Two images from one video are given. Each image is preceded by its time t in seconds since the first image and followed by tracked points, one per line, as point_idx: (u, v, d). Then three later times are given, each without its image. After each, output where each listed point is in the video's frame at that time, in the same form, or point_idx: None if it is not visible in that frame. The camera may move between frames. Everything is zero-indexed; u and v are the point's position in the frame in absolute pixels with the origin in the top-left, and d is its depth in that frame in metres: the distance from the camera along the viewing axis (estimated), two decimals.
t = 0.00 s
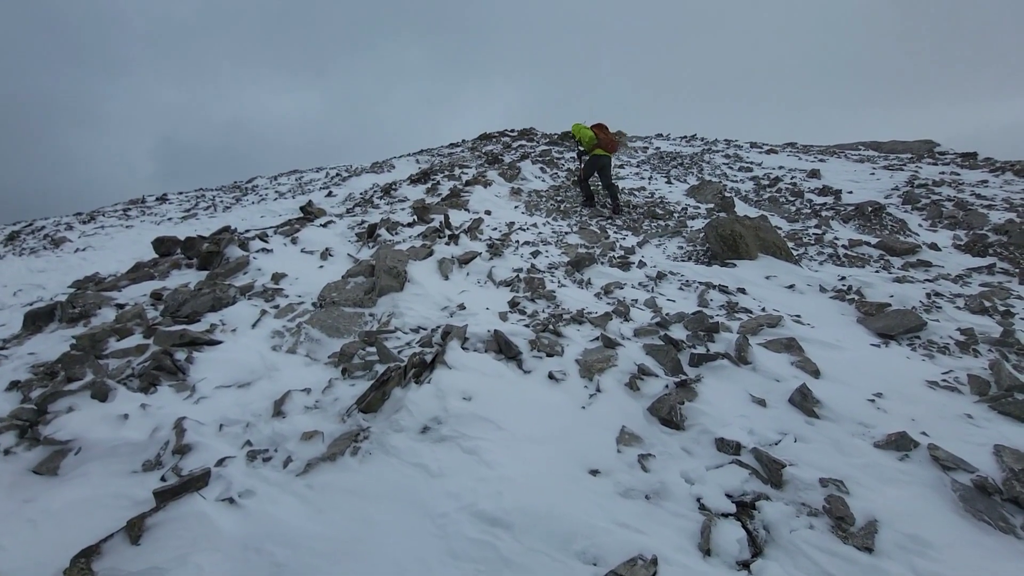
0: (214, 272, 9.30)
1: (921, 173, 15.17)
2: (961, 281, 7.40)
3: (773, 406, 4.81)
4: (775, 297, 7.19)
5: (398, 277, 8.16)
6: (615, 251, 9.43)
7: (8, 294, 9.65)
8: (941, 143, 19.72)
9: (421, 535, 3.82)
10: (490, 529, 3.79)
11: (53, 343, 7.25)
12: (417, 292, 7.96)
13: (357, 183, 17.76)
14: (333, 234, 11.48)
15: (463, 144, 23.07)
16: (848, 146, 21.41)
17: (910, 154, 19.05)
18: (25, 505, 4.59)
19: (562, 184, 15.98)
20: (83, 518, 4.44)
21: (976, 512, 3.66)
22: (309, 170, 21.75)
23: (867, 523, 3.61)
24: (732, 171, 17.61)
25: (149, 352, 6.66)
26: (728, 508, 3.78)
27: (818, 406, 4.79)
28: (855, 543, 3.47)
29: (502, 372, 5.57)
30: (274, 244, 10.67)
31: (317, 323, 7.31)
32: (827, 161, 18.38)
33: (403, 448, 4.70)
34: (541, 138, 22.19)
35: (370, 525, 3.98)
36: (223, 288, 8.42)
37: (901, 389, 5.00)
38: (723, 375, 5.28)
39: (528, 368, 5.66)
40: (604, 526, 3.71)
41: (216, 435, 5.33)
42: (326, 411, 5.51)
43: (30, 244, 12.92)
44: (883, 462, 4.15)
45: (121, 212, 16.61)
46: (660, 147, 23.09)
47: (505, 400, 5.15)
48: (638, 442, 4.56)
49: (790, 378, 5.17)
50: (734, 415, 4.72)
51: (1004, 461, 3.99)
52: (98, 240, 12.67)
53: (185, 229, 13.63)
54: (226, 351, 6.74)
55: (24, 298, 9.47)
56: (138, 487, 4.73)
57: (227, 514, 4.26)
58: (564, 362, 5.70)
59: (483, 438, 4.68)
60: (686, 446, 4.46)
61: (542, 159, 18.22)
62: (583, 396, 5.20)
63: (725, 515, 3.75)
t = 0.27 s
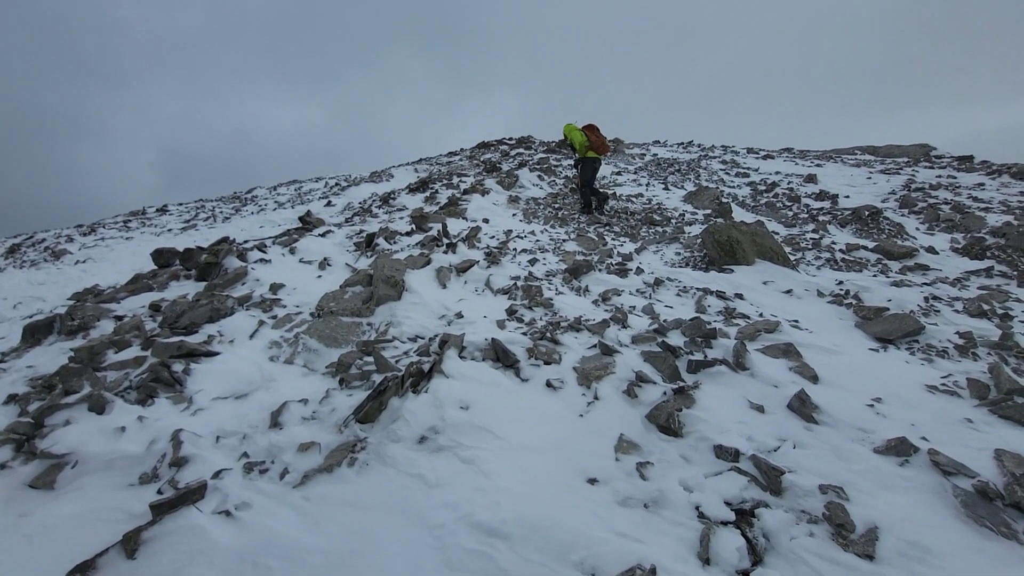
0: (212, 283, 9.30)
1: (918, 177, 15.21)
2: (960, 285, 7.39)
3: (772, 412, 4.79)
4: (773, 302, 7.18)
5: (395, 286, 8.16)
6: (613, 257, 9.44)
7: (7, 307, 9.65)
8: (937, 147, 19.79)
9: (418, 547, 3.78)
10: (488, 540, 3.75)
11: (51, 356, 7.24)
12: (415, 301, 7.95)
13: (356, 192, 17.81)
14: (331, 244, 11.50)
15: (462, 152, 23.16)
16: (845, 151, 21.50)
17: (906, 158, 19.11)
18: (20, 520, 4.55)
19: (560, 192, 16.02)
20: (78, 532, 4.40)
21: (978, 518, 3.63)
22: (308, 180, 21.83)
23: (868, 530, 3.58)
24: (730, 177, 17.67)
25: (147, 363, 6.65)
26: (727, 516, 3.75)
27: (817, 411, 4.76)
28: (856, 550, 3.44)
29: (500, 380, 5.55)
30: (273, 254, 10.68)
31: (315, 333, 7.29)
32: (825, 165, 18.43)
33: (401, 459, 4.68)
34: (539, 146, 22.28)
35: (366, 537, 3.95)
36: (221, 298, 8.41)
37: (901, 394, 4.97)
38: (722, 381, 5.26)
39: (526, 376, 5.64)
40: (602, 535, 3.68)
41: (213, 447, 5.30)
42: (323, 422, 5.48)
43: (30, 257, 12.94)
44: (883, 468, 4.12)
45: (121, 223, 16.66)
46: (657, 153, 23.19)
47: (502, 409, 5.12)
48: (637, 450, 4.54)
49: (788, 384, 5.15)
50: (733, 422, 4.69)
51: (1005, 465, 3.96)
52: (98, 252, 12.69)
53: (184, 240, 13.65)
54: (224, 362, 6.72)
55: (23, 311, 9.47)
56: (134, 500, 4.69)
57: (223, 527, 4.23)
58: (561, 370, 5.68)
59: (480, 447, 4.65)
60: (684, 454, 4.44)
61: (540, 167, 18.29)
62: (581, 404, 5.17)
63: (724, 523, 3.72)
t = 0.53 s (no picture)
0: (208, 290, 9.27)
1: (913, 180, 15.28)
2: (955, 286, 7.41)
3: (768, 416, 4.79)
4: (769, 305, 7.19)
5: (392, 291, 8.15)
6: (610, 262, 9.45)
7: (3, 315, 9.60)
8: (932, 150, 19.90)
9: (414, 554, 3.76)
10: (484, 546, 3.74)
11: (46, 364, 7.20)
12: (412, 306, 7.94)
13: (353, 198, 17.81)
14: (328, 249, 11.48)
15: (459, 158, 23.20)
16: (841, 154, 21.60)
17: (901, 161, 19.21)
18: (14, 529, 4.51)
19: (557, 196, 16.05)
20: (72, 541, 4.36)
21: (975, 520, 3.62)
22: (306, 185, 21.83)
23: (865, 533, 3.57)
24: (726, 180, 17.73)
25: (143, 371, 6.61)
26: (724, 521, 3.74)
27: (814, 415, 4.76)
28: (853, 554, 3.43)
29: (496, 386, 5.54)
30: (269, 260, 10.66)
31: (311, 339, 7.28)
32: (820, 169, 18.51)
33: (397, 465, 4.66)
34: (536, 151, 22.33)
35: (362, 544, 3.93)
36: (217, 305, 8.38)
37: (897, 396, 4.97)
38: (718, 385, 5.25)
39: (523, 381, 5.63)
40: (600, 540, 3.66)
41: (208, 455, 5.27)
42: (319, 429, 5.46)
43: (26, 264, 12.89)
44: (880, 470, 4.12)
45: (118, 230, 16.62)
46: (654, 158, 23.27)
47: (499, 414, 5.11)
48: (634, 454, 4.53)
49: (785, 387, 5.15)
50: (729, 425, 4.69)
51: (1002, 467, 3.96)
52: (94, 259, 12.65)
53: (181, 246, 13.62)
54: (220, 369, 6.69)
55: (19, 319, 9.42)
56: (129, 509, 4.66)
57: (218, 535, 4.20)
58: (558, 375, 5.67)
59: (477, 453, 4.64)
60: (681, 458, 4.43)
61: (537, 172, 18.33)
62: (577, 409, 5.16)
63: (721, 527, 3.71)
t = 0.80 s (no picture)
0: (195, 294, 9.17)
1: (897, 183, 15.51)
2: (938, 288, 7.52)
3: (755, 417, 4.82)
4: (756, 308, 7.25)
5: (381, 295, 8.11)
6: (599, 265, 9.49)
7: None
8: (916, 154, 20.22)
9: (402, 560, 3.73)
10: (472, 551, 3.72)
11: (28, 371, 7.07)
12: (401, 310, 7.91)
13: (343, 201, 17.74)
14: (317, 253, 11.42)
15: (450, 161, 23.19)
16: (827, 158, 21.88)
17: (886, 165, 19.49)
18: None
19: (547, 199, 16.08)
20: (52, 551, 4.26)
21: (958, 520, 3.67)
22: (295, 189, 21.70)
23: (850, 533, 3.60)
24: (714, 184, 17.88)
25: (127, 377, 6.51)
26: (712, 523, 3.76)
27: (800, 416, 4.80)
28: (838, 554, 3.45)
29: (485, 389, 5.53)
30: (257, 264, 10.57)
31: (299, 344, 7.22)
32: (807, 172, 18.74)
33: (385, 470, 4.62)
34: (527, 154, 22.39)
35: (349, 551, 3.89)
36: (203, 310, 8.29)
37: (881, 397, 5.03)
38: (706, 387, 5.28)
39: (512, 384, 5.62)
40: (588, 544, 3.66)
41: (194, 461, 5.20)
42: (306, 434, 5.41)
43: (9, 269, 12.67)
44: (864, 471, 4.16)
45: (104, 234, 16.40)
46: (643, 161, 23.42)
47: (487, 417, 5.10)
48: (622, 457, 4.53)
49: (771, 389, 5.19)
50: (717, 427, 4.71)
51: (984, 467, 4.02)
52: (79, 263, 12.47)
53: (168, 250, 13.47)
54: (206, 375, 6.61)
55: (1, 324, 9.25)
56: (112, 517, 4.58)
57: (202, 543, 4.14)
58: (547, 378, 5.67)
59: (465, 457, 4.62)
60: (669, 460, 4.44)
61: (527, 175, 18.37)
62: (566, 412, 5.16)
63: (709, 529, 3.72)
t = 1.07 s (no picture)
0: (183, 298, 9.08)
1: (884, 187, 15.69)
2: (924, 291, 7.61)
3: (743, 420, 4.84)
4: (745, 310, 7.30)
5: (372, 299, 8.08)
6: (590, 268, 9.51)
7: None
8: (902, 158, 20.48)
9: (389, 566, 3.71)
10: (461, 555, 3.70)
11: (12, 376, 6.96)
12: (391, 314, 7.88)
13: (335, 204, 17.66)
14: (308, 257, 11.35)
15: (442, 165, 23.18)
16: (815, 162, 22.11)
17: (874, 169, 19.72)
18: None
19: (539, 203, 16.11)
20: (34, 559, 4.18)
21: (942, 520, 3.70)
22: (287, 192, 21.58)
23: (836, 535, 3.62)
24: (705, 188, 18.01)
25: (113, 382, 6.43)
26: (700, 525, 3.76)
27: (787, 418, 4.83)
28: (824, 556, 3.47)
29: (475, 393, 5.52)
30: (247, 268, 10.50)
31: (288, 348, 7.17)
32: (796, 176, 18.92)
33: (374, 475, 4.60)
34: (519, 158, 22.44)
35: (336, 557, 3.85)
36: (191, 314, 8.21)
37: (868, 398, 5.07)
38: (695, 390, 5.31)
39: (501, 388, 5.61)
40: (577, 547, 3.65)
41: (180, 467, 5.14)
42: (295, 439, 5.37)
43: None
44: (851, 472, 4.19)
45: (92, 237, 16.21)
46: (635, 165, 23.55)
47: (477, 421, 5.08)
48: (611, 460, 4.54)
49: (759, 391, 5.23)
50: (705, 430, 4.73)
51: (968, 468, 4.06)
52: (66, 267, 12.31)
53: (157, 254, 13.33)
54: (194, 380, 6.54)
55: None
56: (95, 525, 4.51)
57: (187, 551, 4.08)
58: (537, 381, 5.67)
59: (454, 461, 4.60)
60: (658, 463, 4.45)
61: (519, 179, 18.40)
62: (556, 415, 5.16)
63: (697, 532, 3.73)
